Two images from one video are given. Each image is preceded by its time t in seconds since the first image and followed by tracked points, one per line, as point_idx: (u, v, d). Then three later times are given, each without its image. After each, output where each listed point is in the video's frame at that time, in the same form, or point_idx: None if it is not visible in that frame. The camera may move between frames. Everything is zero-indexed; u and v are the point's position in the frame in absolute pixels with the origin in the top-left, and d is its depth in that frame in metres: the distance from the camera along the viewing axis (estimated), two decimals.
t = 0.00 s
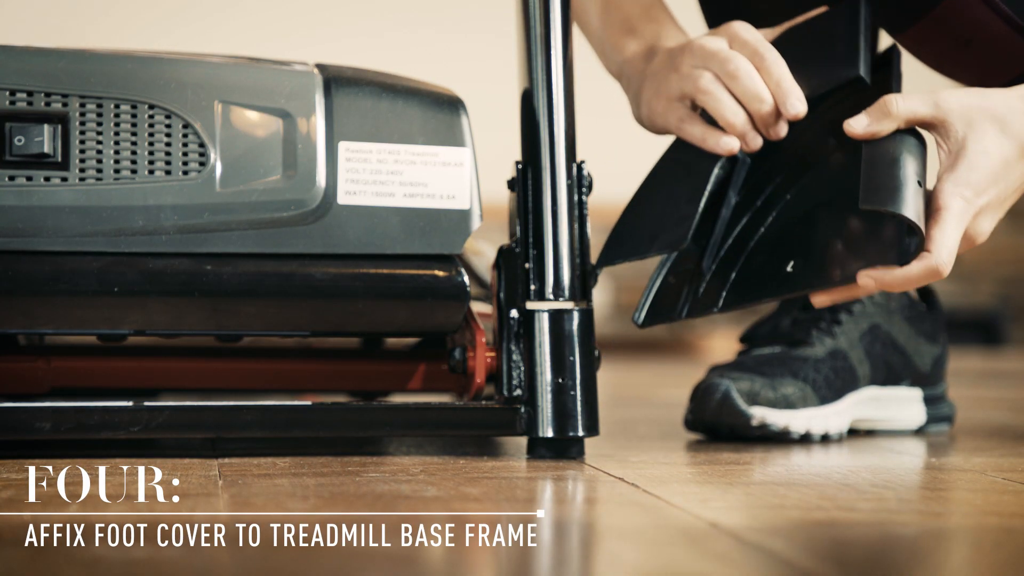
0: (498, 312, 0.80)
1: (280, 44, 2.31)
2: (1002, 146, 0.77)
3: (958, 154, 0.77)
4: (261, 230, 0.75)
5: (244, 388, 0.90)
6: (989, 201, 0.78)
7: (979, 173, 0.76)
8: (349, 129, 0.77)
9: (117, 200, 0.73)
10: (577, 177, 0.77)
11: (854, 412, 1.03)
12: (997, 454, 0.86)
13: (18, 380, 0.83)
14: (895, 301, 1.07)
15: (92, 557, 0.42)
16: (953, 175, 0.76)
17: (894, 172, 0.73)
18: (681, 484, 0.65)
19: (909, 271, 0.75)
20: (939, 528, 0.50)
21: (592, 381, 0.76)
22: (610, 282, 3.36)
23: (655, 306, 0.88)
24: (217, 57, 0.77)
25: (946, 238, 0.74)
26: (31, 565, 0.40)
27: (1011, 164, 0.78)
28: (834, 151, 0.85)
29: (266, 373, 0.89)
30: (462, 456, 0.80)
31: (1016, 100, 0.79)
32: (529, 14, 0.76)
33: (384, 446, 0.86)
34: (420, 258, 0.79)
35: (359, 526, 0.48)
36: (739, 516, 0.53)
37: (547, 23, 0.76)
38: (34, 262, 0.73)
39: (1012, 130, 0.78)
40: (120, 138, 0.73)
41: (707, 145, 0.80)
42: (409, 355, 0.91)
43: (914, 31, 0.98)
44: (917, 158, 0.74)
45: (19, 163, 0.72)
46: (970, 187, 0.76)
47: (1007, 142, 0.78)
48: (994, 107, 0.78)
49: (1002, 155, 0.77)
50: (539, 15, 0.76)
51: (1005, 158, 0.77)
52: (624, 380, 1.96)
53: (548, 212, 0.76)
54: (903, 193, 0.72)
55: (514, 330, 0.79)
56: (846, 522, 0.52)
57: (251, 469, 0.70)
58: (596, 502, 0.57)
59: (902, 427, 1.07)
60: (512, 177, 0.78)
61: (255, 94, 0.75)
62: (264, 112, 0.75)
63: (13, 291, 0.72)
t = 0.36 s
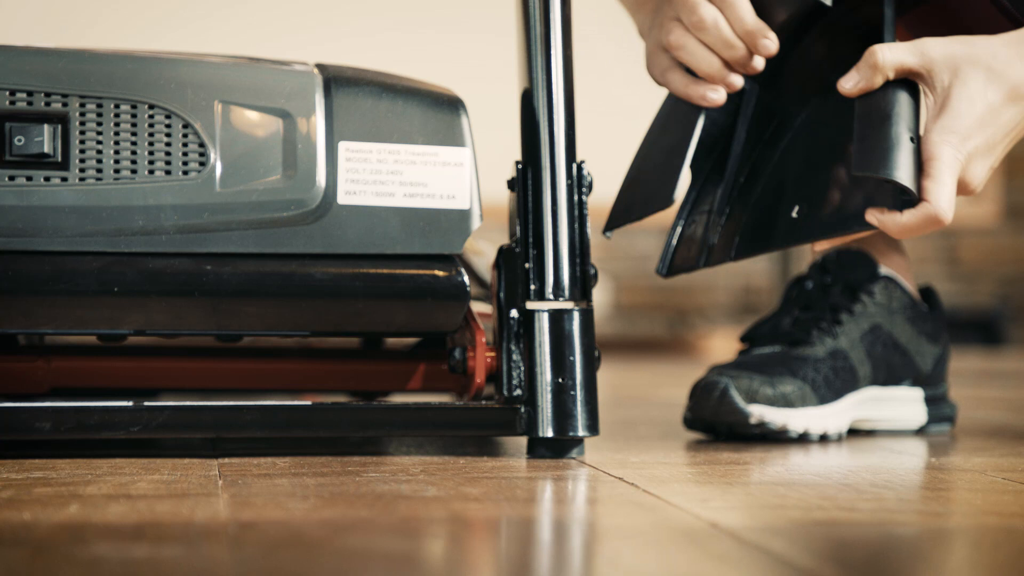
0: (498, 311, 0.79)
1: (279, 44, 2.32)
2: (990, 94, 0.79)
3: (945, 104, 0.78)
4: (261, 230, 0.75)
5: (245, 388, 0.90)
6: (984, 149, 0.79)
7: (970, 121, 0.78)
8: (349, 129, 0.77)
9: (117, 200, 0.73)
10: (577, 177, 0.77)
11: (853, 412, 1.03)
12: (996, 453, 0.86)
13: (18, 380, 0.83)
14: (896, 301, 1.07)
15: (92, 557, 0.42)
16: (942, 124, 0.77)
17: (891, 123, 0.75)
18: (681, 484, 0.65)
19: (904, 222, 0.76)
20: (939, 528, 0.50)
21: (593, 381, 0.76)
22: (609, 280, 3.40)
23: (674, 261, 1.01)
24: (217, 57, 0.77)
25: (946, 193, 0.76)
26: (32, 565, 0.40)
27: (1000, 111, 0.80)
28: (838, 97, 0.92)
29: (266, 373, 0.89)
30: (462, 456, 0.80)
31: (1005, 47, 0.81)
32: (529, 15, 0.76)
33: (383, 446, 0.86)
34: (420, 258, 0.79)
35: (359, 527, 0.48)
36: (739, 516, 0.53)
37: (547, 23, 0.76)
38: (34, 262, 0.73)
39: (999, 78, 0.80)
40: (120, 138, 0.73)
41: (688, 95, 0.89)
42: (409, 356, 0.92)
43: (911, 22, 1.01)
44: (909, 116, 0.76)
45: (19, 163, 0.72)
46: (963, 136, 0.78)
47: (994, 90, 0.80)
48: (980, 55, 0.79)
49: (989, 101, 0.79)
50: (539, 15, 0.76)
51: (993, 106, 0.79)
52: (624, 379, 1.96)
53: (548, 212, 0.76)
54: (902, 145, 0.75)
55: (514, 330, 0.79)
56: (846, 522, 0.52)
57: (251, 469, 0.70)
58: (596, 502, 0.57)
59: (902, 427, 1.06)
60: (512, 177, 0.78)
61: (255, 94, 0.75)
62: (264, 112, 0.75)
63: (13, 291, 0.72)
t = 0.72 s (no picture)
0: (498, 312, 0.79)
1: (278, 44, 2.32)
2: (886, 80, 0.79)
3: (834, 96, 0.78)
4: (261, 230, 0.75)
5: (245, 388, 0.90)
6: (889, 134, 0.78)
7: (867, 110, 0.77)
8: (349, 129, 0.77)
9: (117, 200, 0.73)
10: (577, 177, 0.77)
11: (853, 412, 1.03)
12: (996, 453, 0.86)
13: (18, 380, 0.83)
14: (899, 302, 1.07)
15: (92, 557, 0.42)
16: (829, 114, 0.77)
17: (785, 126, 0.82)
18: (680, 484, 0.65)
19: (805, 240, 0.77)
20: (939, 528, 0.50)
21: (593, 382, 0.76)
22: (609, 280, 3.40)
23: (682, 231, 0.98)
24: (217, 57, 0.77)
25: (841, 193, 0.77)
26: (32, 565, 0.40)
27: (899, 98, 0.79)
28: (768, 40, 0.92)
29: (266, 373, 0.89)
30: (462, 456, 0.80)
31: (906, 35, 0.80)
32: (529, 14, 0.76)
33: (384, 446, 0.86)
34: (420, 258, 0.79)
35: (359, 527, 0.48)
36: (740, 516, 0.53)
37: (547, 23, 0.76)
38: (35, 262, 0.73)
39: (895, 63, 0.79)
40: (120, 138, 0.73)
41: (666, 92, 0.96)
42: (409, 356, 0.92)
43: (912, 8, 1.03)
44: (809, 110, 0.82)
45: (19, 163, 0.72)
46: (860, 127, 0.77)
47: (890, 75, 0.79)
48: (875, 41, 0.79)
49: (884, 85, 0.78)
50: (539, 15, 0.76)
51: (890, 91, 0.78)
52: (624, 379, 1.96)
53: (548, 212, 0.76)
54: (791, 143, 0.81)
55: (514, 330, 0.78)
56: (847, 522, 0.51)
57: (251, 469, 0.70)
58: (597, 502, 0.57)
59: (903, 427, 1.06)
60: (512, 177, 0.78)
61: (254, 94, 0.75)
62: (264, 112, 0.75)
63: (13, 291, 0.72)
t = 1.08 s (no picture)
0: (498, 312, 0.79)
1: (278, 44, 2.32)
2: None
3: None
4: (261, 230, 0.75)
5: (245, 388, 0.90)
6: (802, 47, 0.72)
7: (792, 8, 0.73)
8: (350, 129, 0.77)
9: (117, 200, 0.73)
10: (577, 177, 0.77)
11: (835, 406, 1.02)
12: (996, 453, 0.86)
13: (18, 380, 0.83)
14: (889, 298, 1.07)
15: (91, 558, 0.42)
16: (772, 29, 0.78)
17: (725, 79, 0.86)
18: (680, 484, 0.65)
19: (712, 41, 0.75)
20: (940, 528, 0.50)
21: (593, 382, 0.76)
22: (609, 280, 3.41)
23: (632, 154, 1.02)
24: (217, 57, 0.77)
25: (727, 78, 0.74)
26: (33, 565, 0.40)
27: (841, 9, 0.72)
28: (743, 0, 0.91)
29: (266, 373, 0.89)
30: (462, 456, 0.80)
31: None
32: (530, 14, 0.76)
33: (383, 445, 0.86)
34: (420, 258, 0.79)
35: (360, 528, 0.48)
36: (739, 516, 0.53)
37: (547, 23, 0.76)
38: (34, 262, 0.73)
39: None
40: (121, 138, 0.73)
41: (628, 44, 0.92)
42: (409, 356, 0.91)
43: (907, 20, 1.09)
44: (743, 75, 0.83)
45: (19, 163, 0.72)
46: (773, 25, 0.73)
47: None
48: None
49: None
50: (539, 15, 0.76)
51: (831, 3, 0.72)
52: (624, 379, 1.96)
53: (548, 212, 0.76)
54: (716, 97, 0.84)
55: (514, 330, 0.78)
56: (846, 522, 0.51)
57: (251, 468, 0.70)
58: (597, 502, 0.57)
59: (903, 428, 1.07)
60: (512, 177, 0.78)
61: (255, 94, 0.75)
62: (264, 112, 0.75)
63: (13, 291, 0.72)
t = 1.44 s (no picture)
0: (498, 312, 0.79)
1: (278, 43, 2.32)
2: None
3: None
4: (261, 230, 0.75)
5: (245, 388, 0.90)
6: None
7: None
8: (350, 129, 0.77)
9: (117, 200, 0.73)
10: (577, 177, 0.77)
11: (830, 411, 1.02)
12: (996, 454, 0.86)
13: (18, 380, 0.83)
14: (888, 299, 1.07)
15: (91, 558, 0.42)
16: None
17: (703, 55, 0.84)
18: (681, 484, 0.65)
19: None
20: (940, 528, 0.50)
21: (593, 382, 0.76)
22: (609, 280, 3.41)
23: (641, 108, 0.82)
24: (217, 57, 0.77)
25: None
26: (33, 565, 0.40)
27: None
28: None
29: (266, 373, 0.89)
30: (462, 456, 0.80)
31: None
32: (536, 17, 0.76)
33: (383, 446, 0.86)
34: (420, 258, 0.79)
35: (360, 527, 0.48)
36: (739, 516, 0.52)
37: (547, 23, 0.76)
38: (34, 262, 0.73)
39: None
40: (121, 138, 0.73)
41: None
42: (409, 356, 0.91)
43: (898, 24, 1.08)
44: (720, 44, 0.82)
45: (19, 163, 0.72)
46: None
47: None
48: None
49: None
50: (539, 15, 0.76)
51: None
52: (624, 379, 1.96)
53: (548, 212, 0.76)
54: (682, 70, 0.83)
55: (514, 330, 0.78)
56: (847, 522, 0.51)
57: (251, 468, 0.70)
58: (597, 502, 0.57)
59: (904, 428, 1.07)
60: (512, 177, 0.78)
61: (255, 94, 0.75)
62: (264, 112, 0.75)
63: (13, 291, 0.72)
